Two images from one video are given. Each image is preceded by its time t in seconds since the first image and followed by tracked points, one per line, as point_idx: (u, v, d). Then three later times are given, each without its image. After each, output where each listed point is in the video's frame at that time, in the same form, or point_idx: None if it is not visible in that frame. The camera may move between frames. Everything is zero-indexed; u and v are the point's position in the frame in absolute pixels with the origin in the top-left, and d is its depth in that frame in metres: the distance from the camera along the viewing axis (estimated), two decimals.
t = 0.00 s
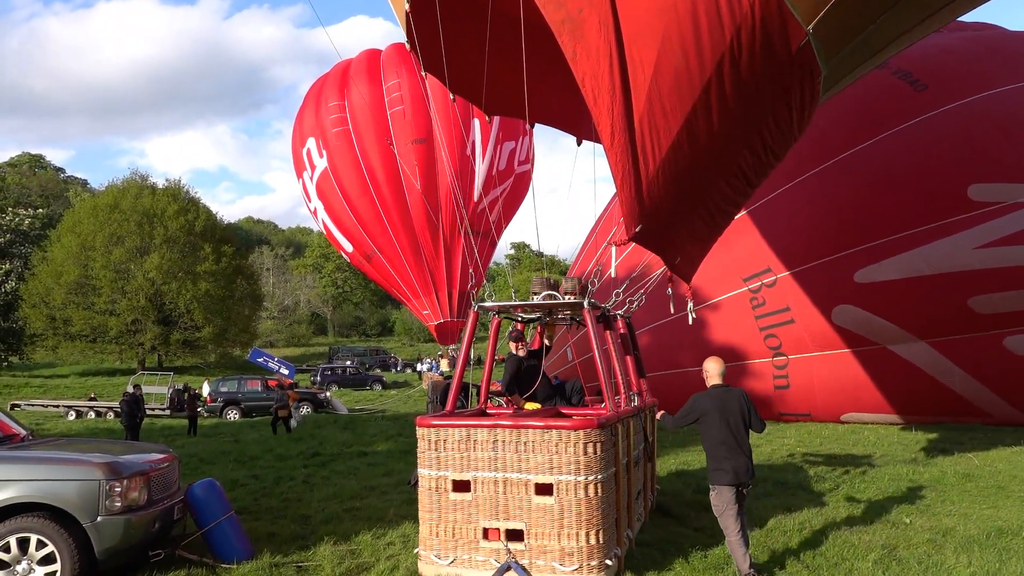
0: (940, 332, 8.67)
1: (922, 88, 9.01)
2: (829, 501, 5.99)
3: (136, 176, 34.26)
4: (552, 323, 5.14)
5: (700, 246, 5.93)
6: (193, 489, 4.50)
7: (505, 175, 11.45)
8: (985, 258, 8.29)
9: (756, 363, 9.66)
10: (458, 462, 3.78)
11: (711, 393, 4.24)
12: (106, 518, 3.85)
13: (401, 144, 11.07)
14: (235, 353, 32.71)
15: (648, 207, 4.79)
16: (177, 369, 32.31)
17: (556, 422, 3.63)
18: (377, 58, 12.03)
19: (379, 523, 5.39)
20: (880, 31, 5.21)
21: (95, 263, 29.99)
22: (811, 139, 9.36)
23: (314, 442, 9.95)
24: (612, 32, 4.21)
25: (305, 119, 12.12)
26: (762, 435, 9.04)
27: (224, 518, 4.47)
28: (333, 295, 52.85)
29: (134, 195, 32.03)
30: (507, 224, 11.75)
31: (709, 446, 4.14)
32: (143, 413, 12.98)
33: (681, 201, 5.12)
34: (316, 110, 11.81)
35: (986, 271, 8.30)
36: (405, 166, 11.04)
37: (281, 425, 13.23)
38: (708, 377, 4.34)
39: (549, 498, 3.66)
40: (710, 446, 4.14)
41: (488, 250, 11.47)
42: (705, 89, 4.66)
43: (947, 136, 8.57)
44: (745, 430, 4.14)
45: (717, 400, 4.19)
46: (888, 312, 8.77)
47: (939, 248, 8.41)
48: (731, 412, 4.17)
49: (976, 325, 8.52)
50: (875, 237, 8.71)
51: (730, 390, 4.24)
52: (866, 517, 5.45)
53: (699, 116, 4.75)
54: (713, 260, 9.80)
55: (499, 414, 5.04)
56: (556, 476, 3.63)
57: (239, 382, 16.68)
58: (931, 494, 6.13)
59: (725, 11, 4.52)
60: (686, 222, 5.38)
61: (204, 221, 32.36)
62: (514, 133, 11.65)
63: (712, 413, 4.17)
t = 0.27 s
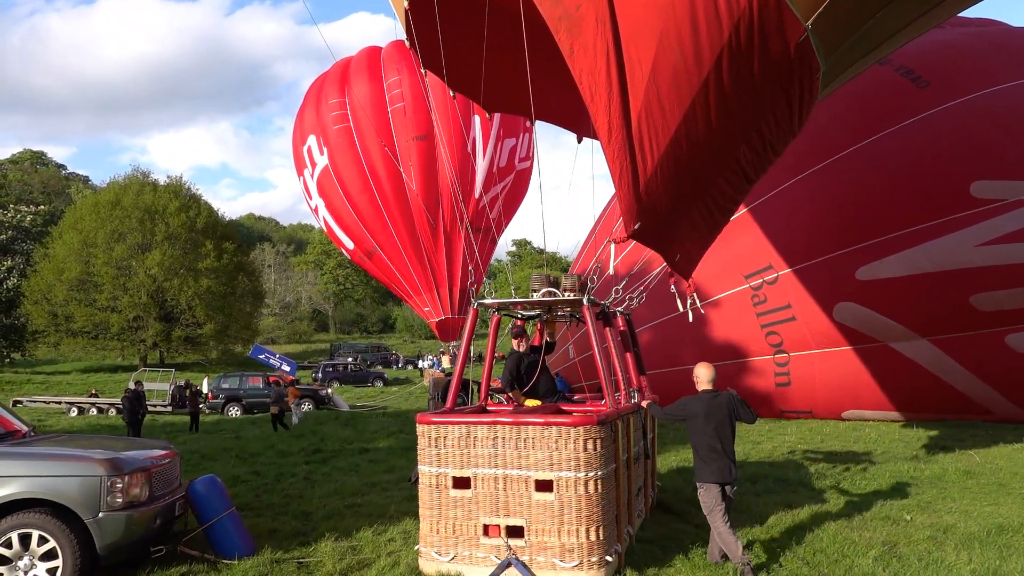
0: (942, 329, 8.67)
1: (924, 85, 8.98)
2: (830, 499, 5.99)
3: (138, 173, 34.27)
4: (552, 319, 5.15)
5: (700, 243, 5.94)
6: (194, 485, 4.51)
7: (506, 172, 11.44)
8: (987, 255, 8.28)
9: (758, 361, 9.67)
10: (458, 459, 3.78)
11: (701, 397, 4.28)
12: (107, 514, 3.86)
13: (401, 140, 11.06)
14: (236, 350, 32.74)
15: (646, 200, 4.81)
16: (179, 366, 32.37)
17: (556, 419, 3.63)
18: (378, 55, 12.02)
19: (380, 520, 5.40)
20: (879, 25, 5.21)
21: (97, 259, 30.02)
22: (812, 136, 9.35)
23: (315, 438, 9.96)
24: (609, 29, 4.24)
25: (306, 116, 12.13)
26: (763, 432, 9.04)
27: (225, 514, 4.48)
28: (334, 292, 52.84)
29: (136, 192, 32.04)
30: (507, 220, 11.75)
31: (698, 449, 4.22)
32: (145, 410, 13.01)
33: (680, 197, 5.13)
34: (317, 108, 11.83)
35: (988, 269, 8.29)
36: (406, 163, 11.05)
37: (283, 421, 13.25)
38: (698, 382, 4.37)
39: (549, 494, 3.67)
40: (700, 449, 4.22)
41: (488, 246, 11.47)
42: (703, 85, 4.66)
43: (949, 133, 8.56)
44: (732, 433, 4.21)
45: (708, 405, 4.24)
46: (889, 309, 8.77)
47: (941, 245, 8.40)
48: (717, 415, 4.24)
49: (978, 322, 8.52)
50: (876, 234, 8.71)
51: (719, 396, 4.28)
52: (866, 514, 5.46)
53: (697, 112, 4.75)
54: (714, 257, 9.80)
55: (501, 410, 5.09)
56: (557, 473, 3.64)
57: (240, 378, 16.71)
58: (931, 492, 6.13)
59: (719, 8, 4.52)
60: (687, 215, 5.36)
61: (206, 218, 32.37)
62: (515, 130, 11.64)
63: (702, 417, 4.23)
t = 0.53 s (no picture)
0: (945, 326, 8.66)
1: (927, 81, 8.96)
2: (832, 496, 5.99)
3: (140, 169, 34.27)
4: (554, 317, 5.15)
5: (700, 239, 5.93)
6: (196, 482, 4.52)
7: (507, 169, 11.44)
8: (990, 253, 8.25)
9: (760, 358, 9.68)
10: (460, 456, 3.79)
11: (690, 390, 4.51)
12: (110, 510, 3.87)
13: (402, 137, 11.05)
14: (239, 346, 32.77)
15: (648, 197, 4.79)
16: (182, 362, 32.42)
17: (557, 415, 3.64)
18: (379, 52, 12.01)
19: (382, 516, 5.41)
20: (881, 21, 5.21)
21: (100, 256, 30.05)
22: (813, 132, 9.34)
23: (318, 435, 9.97)
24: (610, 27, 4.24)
25: (307, 114, 12.14)
26: (765, 429, 9.04)
27: (227, 510, 4.50)
28: (336, 289, 52.85)
29: (138, 189, 32.05)
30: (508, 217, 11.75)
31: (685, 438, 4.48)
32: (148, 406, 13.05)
33: (682, 193, 5.13)
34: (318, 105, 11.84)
35: (991, 266, 8.26)
36: (407, 159, 11.04)
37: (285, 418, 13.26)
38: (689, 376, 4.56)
39: (550, 491, 3.67)
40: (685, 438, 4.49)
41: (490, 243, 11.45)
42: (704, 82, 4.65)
43: (952, 129, 8.54)
44: (721, 425, 4.45)
45: (696, 398, 4.46)
46: (891, 306, 8.76)
47: (945, 242, 8.38)
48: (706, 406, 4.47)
49: (980, 320, 8.50)
50: (878, 231, 8.69)
51: (707, 389, 4.51)
52: (868, 511, 5.46)
53: (698, 108, 4.75)
54: (716, 255, 9.79)
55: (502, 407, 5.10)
56: (558, 469, 3.64)
57: (243, 375, 16.73)
58: (933, 488, 6.13)
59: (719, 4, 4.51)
60: (687, 212, 5.36)
61: (208, 214, 32.39)
62: (515, 126, 11.64)
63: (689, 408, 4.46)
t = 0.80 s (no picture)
0: (948, 323, 8.65)
1: (932, 77, 8.93)
2: (834, 492, 5.99)
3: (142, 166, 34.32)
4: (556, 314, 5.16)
5: (702, 237, 5.93)
6: (200, 477, 4.54)
7: (508, 166, 11.44)
8: (994, 249, 8.21)
9: (763, 354, 9.68)
10: (462, 452, 3.80)
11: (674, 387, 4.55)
12: (113, 506, 3.89)
13: (403, 134, 11.05)
14: (241, 343, 32.82)
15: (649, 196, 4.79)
16: (185, 359, 32.48)
17: (558, 412, 3.64)
18: (380, 50, 12.01)
19: (385, 512, 5.43)
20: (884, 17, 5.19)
21: (103, 253, 30.10)
22: (815, 129, 9.33)
23: (320, 431, 9.98)
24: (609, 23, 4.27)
25: (308, 112, 12.16)
26: (767, 426, 9.04)
27: (230, 506, 4.51)
28: (339, 285, 52.88)
29: (141, 185, 32.08)
30: (510, 214, 11.74)
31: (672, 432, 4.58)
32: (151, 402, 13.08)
33: (683, 191, 5.12)
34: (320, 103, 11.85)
35: (995, 263, 8.23)
36: (409, 156, 11.05)
37: (287, 414, 13.29)
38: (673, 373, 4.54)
39: (551, 487, 3.68)
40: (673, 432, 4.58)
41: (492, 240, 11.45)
42: (702, 79, 4.68)
43: (956, 125, 8.51)
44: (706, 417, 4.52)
45: (680, 395, 4.52)
46: (894, 303, 8.75)
47: (948, 239, 8.36)
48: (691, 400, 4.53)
49: (983, 316, 8.49)
50: (881, 228, 8.68)
51: (690, 385, 4.55)
52: (869, 508, 5.46)
53: (698, 105, 4.76)
54: (718, 252, 9.77)
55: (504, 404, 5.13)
56: (559, 466, 3.65)
57: (245, 371, 16.76)
58: (936, 485, 6.12)
59: (718, 3, 4.52)
60: (689, 209, 5.35)
61: (211, 211, 32.42)
62: (517, 123, 11.63)
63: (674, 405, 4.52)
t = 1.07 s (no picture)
0: (951, 321, 8.63)
1: (935, 74, 8.91)
2: (837, 490, 5.99)
3: (144, 164, 34.32)
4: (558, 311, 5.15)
5: (705, 236, 5.93)
6: (202, 475, 4.54)
7: (510, 164, 11.43)
8: (998, 247, 8.18)
9: (765, 353, 9.68)
10: (463, 450, 3.80)
11: (670, 377, 4.64)
12: (115, 503, 3.89)
13: (406, 132, 11.05)
14: (244, 341, 32.84)
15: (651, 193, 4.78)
16: (187, 357, 32.49)
17: (560, 410, 3.64)
18: (381, 48, 12.00)
19: (386, 509, 5.44)
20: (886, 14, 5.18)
21: (105, 251, 30.12)
22: (818, 127, 9.32)
23: (323, 429, 9.99)
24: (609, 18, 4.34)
25: (310, 111, 12.16)
26: (769, 424, 9.04)
27: (232, 503, 4.52)
28: (341, 283, 52.91)
29: (143, 183, 32.11)
30: (512, 213, 11.73)
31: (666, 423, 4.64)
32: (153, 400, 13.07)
33: (684, 189, 5.11)
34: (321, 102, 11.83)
35: (999, 261, 8.20)
36: (411, 154, 11.04)
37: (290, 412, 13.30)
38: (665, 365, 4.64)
39: (553, 485, 3.68)
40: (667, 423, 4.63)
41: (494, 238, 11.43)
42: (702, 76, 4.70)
43: (959, 123, 8.49)
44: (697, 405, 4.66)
45: (675, 384, 4.62)
46: (897, 301, 8.74)
47: (952, 237, 8.34)
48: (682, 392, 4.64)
49: (986, 315, 8.46)
50: (884, 226, 8.66)
51: (682, 376, 4.67)
52: (872, 505, 5.46)
53: (699, 103, 4.76)
54: (721, 251, 9.77)
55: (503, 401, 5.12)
56: (561, 464, 3.65)
57: (247, 369, 16.78)
58: (938, 483, 6.12)
59: None
60: (690, 207, 5.34)
61: (213, 209, 32.45)
62: (519, 121, 11.62)
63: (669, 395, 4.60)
